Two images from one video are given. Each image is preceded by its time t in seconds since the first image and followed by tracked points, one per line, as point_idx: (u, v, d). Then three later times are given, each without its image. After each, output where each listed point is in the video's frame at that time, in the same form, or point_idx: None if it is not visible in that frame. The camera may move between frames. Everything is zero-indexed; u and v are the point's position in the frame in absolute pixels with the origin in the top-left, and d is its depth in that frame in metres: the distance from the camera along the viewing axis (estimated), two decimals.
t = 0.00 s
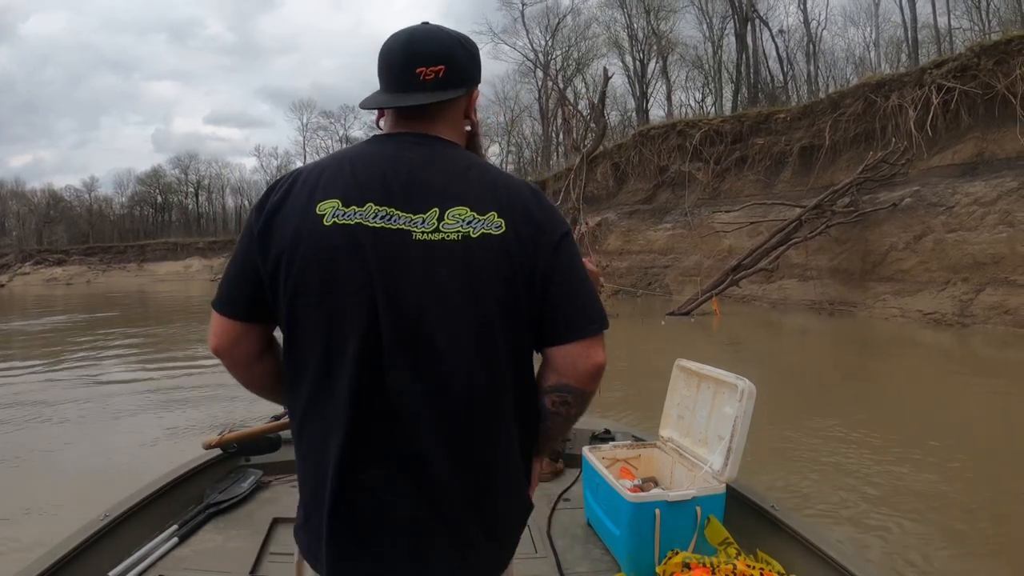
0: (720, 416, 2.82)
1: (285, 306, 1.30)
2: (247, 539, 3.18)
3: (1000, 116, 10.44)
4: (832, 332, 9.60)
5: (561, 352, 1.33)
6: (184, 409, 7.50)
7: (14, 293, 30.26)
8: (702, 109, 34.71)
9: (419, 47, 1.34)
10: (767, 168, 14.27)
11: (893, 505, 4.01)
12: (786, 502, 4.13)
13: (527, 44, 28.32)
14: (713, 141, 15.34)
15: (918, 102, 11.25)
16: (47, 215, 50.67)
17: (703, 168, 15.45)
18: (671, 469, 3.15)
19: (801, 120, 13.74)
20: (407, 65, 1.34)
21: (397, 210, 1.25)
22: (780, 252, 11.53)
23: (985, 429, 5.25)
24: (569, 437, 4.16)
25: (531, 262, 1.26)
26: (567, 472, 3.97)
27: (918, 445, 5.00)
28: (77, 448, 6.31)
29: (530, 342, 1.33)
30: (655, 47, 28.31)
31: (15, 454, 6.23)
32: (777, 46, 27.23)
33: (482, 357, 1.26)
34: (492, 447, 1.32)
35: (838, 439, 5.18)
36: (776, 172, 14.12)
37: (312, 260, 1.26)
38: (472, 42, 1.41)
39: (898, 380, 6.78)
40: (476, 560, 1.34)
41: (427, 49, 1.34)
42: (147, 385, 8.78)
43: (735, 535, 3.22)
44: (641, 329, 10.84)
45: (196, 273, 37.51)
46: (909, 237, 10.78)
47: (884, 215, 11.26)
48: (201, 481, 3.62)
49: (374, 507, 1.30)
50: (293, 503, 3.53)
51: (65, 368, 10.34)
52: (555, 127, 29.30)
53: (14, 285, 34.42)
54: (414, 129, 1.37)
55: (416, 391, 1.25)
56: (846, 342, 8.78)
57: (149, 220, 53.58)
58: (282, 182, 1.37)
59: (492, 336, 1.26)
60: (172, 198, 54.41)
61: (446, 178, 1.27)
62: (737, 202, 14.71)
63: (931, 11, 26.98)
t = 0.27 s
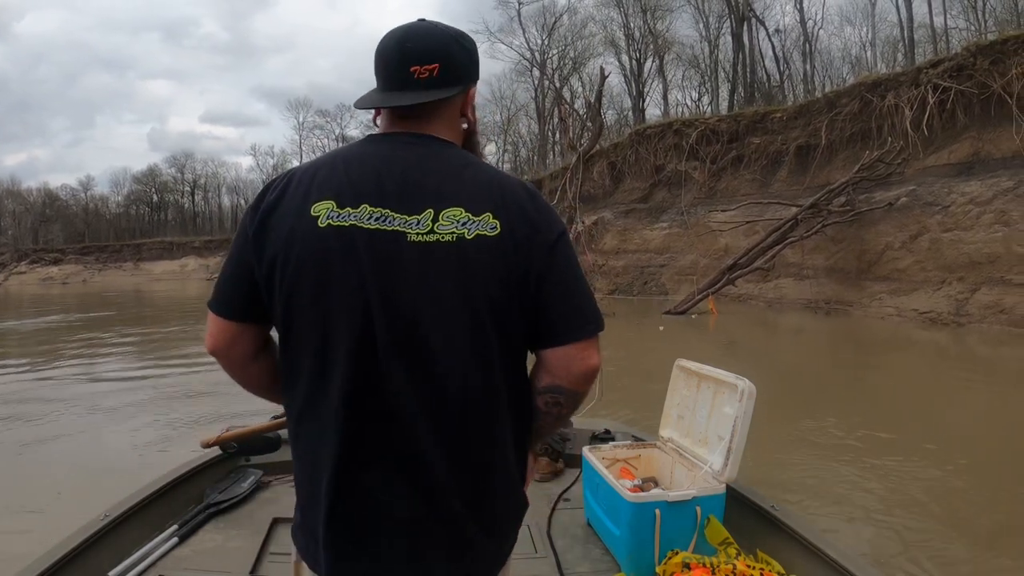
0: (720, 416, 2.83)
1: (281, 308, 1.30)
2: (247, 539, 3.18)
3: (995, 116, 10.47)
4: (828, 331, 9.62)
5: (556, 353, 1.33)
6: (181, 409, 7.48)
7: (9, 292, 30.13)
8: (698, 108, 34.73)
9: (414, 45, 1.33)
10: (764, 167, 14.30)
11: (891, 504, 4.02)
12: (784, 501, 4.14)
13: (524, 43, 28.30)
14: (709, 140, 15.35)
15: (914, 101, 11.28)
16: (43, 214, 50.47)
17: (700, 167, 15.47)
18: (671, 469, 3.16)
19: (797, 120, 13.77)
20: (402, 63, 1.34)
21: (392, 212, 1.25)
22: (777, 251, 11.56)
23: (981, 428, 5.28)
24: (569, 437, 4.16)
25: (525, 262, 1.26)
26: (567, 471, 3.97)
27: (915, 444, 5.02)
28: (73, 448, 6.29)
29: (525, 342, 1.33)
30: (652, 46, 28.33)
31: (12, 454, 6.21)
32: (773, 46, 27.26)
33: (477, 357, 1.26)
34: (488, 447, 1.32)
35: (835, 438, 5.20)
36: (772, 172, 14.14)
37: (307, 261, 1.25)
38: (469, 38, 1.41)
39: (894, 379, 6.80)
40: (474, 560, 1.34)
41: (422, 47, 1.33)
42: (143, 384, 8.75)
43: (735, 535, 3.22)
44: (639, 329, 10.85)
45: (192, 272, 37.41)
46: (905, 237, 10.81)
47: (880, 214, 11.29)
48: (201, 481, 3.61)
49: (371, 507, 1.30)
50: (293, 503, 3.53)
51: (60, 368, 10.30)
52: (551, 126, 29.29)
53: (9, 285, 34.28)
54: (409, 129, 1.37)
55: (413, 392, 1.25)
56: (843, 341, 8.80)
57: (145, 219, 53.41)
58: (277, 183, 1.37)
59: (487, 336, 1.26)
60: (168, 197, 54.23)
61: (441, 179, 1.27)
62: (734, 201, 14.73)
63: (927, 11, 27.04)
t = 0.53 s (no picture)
0: (720, 416, 2.83)
1: (280, 309, 1.30)
2: (247, 539, 3.17)
3: (992, 116, 10.50)
4: (825, 330, 9.64)
5: (554, 354, 1.33)
6: (177, 408, 7.47)
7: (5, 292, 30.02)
8: (694, 107, 34.76)
9: (413, 45, 1.33)
10: (760, 167, 14.32)
11: (889, 503, 4.04)
12: (781, 500, 4.15)
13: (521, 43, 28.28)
14: (706, 139, 15.36)
15: (910, 101, 11.31)
16: (38, 213, 50.27)
17: (696, 166, 15.48)
18: (671, 469, 3.16)
19: (794, 119, 13.80)
20: (402, 61, 1.34)
21: (391, 213, 1.24)
22: (773, 251, 11.58)
23: (977, 427, 5.30)
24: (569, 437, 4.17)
25: (524, 262, 1.26)
26: (567, 471, 3.97)
27: (912, 443, 5.04)
28: (69, 447, 6.27)
29: (523, 342, 1.33)
30: (649, 45, 28.33)
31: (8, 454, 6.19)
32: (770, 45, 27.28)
33: (476, 357, 1.26)
34: (487, 448, 1.32)
35: (832, 437, 5.21)
36: (769, 171, 14.17)
37: (306, 261, 1.25)
38: (469, 38, 1.41)
39: (890, 379, 6.82)
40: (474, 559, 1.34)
41: (422, 46, 1.33)
42: (139, 384, 8.72)
43: (735, 535, 3.23)
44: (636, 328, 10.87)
45: (188, 271, 37.31)
46: (901, 236, 10.85)
47: (876, 214, 11.32)
48: (201, 481, 3.61)
49: (372, 508, 1.30)
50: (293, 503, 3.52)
51: (55, 367, 10.25)
52: (548, 125, 29.28)
53: (5, 284, 34.16)
54: (408, 129, 1.36)
55: (412, 393, 1.25)
56: (840, 340, 8.82)
57: (141, 218, 53.24)
58: (276, 182, 1.36)
59: (486, 335, 1.26)
60: (165, 196, 54.06)
61: (440, 179, 1.27)
62: (730, 201, 14.75)
63: (924, 11, 27.08)
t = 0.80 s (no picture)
0: (720, 416, 2.84)
1: (282, 309, 1.30)
2: (247, 539, 3.16)
3: (987, 116, 10.53)
4: (821, 329, 9.66)
5: (555, 354, 1.33)
6: (174, 409, 7.45)
7: None
8: (690, 107, 34.78)
9: (415, 45, 1.33)
10: (757, 167, 14.34)
11: (887, 502, 4.05)
12: (779, 499, 4.16)
13: (517, 42, 28.27)
14: (702, 139, 15.38)
15: (907, 101, 11.34)
16: (33, 212, 50.06)
17: (692, 165, 15.49)
18: (671, 469, 3.17)
19: (790, 119, 13.82)
20: (404, 62, 1.34)
21: (392, 213, 1.24)
22: (769, 250, 11.60)
23: (973, 426, 5.32)
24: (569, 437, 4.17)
25: (525, 261, 1.26)
26: (567, 471, 3.98)
27: (909, 442, 5.05)
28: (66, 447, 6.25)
29: (524, 342, 1.33)
30: (645, 45, 28.34)
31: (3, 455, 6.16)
32: (767, 45, 27.31)
33: (477, 357, 1.26)
34: (488, 448, 1.32)
35: (829, 437, 5.23)
36: (765, 171, 14.19)
37: (308, 261, 1.25)
38: (471, 37, 1.40)
39: (886, 378, 6.84)
40: (475, 559, 1.34)
41: (423, 46, 1.33)
42: (135, 384, 8.69)
43: (735, 535, 3.24)
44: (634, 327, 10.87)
45: (184, 270, 37.20)
46: (897, 236, 10.88)
47: (872, 213, 11.35)
48: (201, 481, 3.60)
49: (373, 508, 1.29)
50: (293, 503, 3.52)
51: (50, 368, 10.21)
52: (544, 125, 29.28)
53: None
54: (410, 129, 1.36)
55: (413, 393, 1.25)
56: (836, 340, 8.84)
57: (137, 218, 53.09)
58: (279, 183, 1.36)
59: (487, 335, 1.26)
60: (161, 195, 53.90)
61: (442, 179, 1.27)
62: (726, 200, 14.77)
63: (920, 11, 27.13)
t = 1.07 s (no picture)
0: (720, 416, 2.84)
1: (280, 311, 1.30)
2: (247, 539, 3.16)
3: (983, 115, 10.57)
4: (818, 328, 9.68)
5: (550, 355, 1.33)
6: (171, 410, 7.43)
7: None
8: (686, 106, 34.80)
9: (406, 46, 1.34)
10: (753, 166, 14.36)
11: (884, 501, 4.07)
12: (778, 498, 4.18)
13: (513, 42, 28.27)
14: (698, 138, 15.40)
15: (902, 99, 11.37)
16: (29, 213, 49.90)
17: (689, 165, 15.52)
18: (671, 469, 3.17)
19: (786, 118, 13.85)
20: (396, 63, 1.34)
21: (387, 214, 1.24)
22: (766, 249, 11.63)
23: (970, 425, 5.34)
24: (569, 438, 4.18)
25: (519, 261, 1.26)
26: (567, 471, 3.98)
27: (906, 441, 5.07)
28: (63, 449, 6.23)
29: (519, 342, 1.33)
30: (641, 45, 28.37)
31: None
32: (763, 44, 27.35)
33: (473, 357, 1.26)
34: (485, 448, 1.32)
35: (827, 435, 5.25)
36: (761, 170, 14.22)
37: (305, 263, 1.25)
38: (465, 37, 1.40)
39: (882, 376, 6.86)
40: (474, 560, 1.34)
41: (415, 46, 1.33)
42: (131, 385, 8.67)
43: (735, 535, 3.25)
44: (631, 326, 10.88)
45: (180, 271, 37.12)
46: (893, 235, 10.91)
47: (868, 212, 11.38)
48: (201, 481, 3.59)
49: (372, 509, 1.30)
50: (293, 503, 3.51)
51: (46, 369, 10.18)
52: (541, 124, 29.29)
53: None
54: (404, 130, 1.36)
55: (409, 394, 1.25)
56: (833, 338, 8.87)
57: (133, 218, 52.95)
58: (276, 184, 1.36)
59: (482, 335, 1.26)
60: (157, 196, 53.75)
61: (437, 180, 1.27)
62: (723, 200, 14.79)
63: (916, 9, 27.19)
